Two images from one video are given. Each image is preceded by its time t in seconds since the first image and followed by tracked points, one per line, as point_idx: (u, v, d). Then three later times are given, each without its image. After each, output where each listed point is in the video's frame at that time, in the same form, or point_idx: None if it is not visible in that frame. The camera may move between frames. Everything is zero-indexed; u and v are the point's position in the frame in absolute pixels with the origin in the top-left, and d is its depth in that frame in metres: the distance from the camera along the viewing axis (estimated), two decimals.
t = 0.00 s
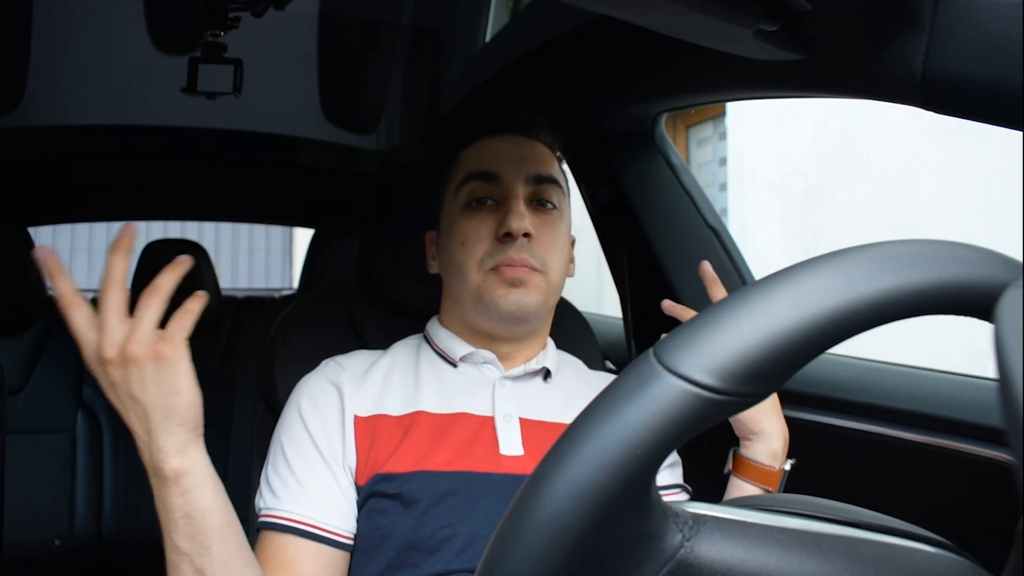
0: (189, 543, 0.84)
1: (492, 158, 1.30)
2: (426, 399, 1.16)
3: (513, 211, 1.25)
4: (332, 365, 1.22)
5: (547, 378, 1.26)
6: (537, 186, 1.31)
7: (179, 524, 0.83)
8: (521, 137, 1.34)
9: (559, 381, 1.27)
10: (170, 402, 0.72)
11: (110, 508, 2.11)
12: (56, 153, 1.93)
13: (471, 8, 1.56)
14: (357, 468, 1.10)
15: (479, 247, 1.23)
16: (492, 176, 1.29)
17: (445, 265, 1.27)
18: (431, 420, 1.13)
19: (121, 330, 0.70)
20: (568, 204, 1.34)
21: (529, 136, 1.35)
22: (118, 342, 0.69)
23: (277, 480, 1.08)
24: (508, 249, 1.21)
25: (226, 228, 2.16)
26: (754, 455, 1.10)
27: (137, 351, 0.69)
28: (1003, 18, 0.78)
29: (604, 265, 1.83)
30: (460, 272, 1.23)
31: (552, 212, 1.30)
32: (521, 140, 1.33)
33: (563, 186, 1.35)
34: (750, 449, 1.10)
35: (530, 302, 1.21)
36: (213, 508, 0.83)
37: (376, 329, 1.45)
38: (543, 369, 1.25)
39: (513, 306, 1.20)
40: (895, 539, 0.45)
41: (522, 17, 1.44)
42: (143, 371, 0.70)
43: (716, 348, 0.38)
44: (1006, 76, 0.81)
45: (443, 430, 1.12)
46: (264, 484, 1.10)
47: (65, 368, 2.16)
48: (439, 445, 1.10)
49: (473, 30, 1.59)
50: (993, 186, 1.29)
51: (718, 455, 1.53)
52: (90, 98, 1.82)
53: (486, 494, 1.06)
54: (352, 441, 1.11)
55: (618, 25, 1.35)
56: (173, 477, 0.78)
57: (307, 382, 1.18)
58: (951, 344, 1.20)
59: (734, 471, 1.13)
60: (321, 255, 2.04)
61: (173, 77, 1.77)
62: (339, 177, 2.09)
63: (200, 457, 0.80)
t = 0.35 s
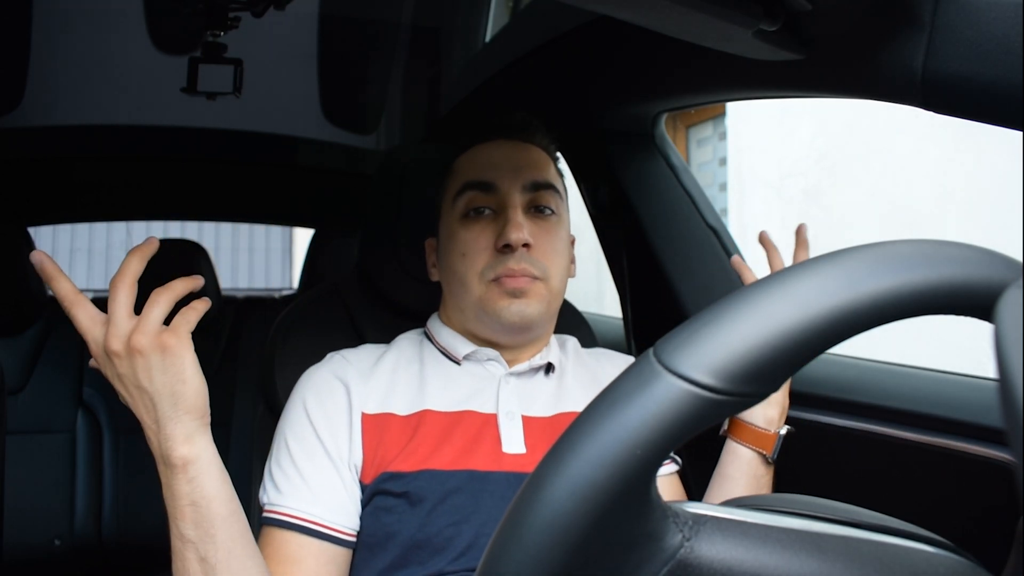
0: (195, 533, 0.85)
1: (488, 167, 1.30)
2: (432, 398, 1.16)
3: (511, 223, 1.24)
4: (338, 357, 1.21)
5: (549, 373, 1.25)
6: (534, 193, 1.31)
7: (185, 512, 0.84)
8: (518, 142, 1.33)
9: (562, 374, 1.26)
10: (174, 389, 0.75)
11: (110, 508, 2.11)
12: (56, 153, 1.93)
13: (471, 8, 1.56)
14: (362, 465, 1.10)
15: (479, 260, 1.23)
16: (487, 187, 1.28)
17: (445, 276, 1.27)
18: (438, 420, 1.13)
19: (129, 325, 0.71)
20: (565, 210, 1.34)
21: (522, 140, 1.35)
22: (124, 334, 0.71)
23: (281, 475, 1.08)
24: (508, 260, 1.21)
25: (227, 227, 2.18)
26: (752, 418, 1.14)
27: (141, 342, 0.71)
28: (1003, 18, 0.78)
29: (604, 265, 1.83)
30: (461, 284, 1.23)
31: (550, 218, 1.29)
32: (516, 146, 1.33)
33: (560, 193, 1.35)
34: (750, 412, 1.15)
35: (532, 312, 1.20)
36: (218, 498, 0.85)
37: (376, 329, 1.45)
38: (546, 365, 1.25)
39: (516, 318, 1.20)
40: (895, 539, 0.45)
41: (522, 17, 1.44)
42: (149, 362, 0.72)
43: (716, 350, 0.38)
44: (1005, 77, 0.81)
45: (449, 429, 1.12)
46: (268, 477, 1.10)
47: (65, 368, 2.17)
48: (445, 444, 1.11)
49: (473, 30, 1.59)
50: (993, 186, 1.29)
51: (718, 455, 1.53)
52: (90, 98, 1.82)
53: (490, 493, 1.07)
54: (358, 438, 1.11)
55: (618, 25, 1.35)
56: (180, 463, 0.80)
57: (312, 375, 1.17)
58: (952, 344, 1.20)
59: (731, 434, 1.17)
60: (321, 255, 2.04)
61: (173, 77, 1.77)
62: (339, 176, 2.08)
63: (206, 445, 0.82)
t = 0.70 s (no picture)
0: (194, 542, 0.85)
1: (508, 158, 1.30)
2: (433, 404, 1.16)
3: (525, 212, 1.24)
4: (338, 362, 1.21)
5: (553, 380, 1.25)
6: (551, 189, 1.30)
7: (187, 520, 0.85)
8: (538, 139, 1.34)
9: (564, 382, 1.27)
10: (195, 389, 0.78)
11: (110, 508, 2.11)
12: (56, 153, 1.93)
13: (470, 8, 1.55)
14: (363, 472, 1.10)
15: (489, 248, 1.22)
16: (505, 175, 1.29)
17: (454, 263, 1.27)
18: (438, 426, 1.13)
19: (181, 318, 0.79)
20: (583, 210, 1.33)
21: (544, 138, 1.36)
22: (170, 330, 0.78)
23: (282, 482, 1.08)
24: (518, 251, 1.20)
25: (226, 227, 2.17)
26: (750, 423, 1.18)
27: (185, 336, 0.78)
28: (1003, 18, 0.78)
29: (604, 266, 1.83)
30: (468, 272, 1.23)
31: (565, 216, 1.29)
32: (538, 143, 1.33)
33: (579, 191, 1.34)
34: (747, 417, 1.19)
35: (533, 311, 1.19)
36: (219, 510, 0.85)
37: (375, 329, 1.45)
38: (550, 371, 1.25)
39: (516, 316, 1.19)
40: (894, 539, 0.45)
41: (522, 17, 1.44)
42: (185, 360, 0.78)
43: (717, 348, 0.38)
44: (1006, 77, 0.81)
45: (450, 436, 1.12)
46: (268, 483, 1.10)
47: (65, 368, 2.17)
48: (446, 451, 1.10)
49: (473, 30, 1.59)
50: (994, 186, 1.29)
51: (718, 455, 1.53)
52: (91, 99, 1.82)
53: (491, 503, 1.06)
54: (358, 446, 1.10)
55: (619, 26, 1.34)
56: (183, 471, 0.82)
57: (312, 381, 1.17)
58: (952, 345, 1.20)
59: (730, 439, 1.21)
60: (321, 255, 2.04)
61: (174, 77, 1.77)
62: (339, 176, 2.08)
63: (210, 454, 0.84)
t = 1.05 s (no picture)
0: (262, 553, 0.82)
1: (517, 156, 1.30)
2: (433, 403, 1.16)
3: (531, 210, 1.25)
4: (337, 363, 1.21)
5: (553, 383, 1.26)
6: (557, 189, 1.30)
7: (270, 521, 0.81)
8: (546, 140, 1.34)
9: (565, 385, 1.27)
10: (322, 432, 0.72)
11: (110, 508, 2.11)
12: (56, 153, 1.93)
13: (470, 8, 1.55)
14: (362, 469, 1.10)
15: (495, 242, 1.22)
16: (514, 173, 1.29)
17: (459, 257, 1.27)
18: (437, 424, 1.13)
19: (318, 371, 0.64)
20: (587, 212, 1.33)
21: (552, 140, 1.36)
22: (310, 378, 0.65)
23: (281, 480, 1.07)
24: (523, 246, 1.21)
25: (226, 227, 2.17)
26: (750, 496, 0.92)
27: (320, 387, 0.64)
28: (1004, 17, 0.78)
29: (604, 267, 1.81)
30: (473, 266, 1.23)
31: (570, 216, 1.29)
32: (547, 143, 1.33)
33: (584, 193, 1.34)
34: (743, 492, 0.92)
35: (537, 306, 1.20)
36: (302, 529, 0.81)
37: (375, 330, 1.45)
38: (550, 374, 1.26)
39: (519, 310, 1.19)
40: (894, 539, 0.45)
41: (522, 17, 1.44)
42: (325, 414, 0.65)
43: (716, 348, 0.38)
44: (1007, 76, 0.81)
45: (448, 434, 1.12)
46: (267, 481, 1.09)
47: (65, 368, 2.17)
48: (444, 450, 1.10)
49: (473, 31, 1.59)
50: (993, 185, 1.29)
51: (718, 455, 1.53)
52: (91, 98, 1.82)
53: (490, 502, 1.05)
54: (355, 442, 1.11)
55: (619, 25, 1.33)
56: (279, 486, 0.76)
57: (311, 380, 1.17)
58: (952, 346, 1.20)
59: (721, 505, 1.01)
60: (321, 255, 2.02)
61: (173, 77, 1.77)
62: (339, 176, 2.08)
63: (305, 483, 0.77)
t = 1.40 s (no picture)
0: None
1: (498, 157, 1.29)
2: (428, 400, 1.16)
3: (518, 213, 1.24)
4: (338, 364, 1.21)
5: (549, 380, 1.26)
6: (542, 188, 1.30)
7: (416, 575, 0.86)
8: (528, 138, 1.33)
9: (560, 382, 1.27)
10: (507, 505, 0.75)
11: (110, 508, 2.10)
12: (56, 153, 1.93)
13: (470, 8, 1.55)
14: (365, 467, 1.10)
15: (483, 248, 1.22)
16: (498, 176, 1.28)
17: (449, 263, 1.27)
18: (433, 421, 1.13)
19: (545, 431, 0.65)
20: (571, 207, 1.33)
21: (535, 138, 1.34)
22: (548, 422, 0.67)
23: (288, 478, 1.06)
24: (512, 249, 1.21)
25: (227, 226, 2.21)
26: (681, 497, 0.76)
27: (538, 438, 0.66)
28: (1004, 17, 0.78)
29: (604, 265, 1.84)
30: (464, 272, 1.23)
31: (556, 214, 1.29)
32: (527, 141, 1.32)
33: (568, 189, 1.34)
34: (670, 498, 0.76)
35: (530, 307, 1.21)
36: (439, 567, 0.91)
37: (375, 329, 1.44)
38: (545, 371, 1.25)
39: (514, 310, 1.20)
40: (895, 539, 0.45)
41: (522, 18, 1.44)
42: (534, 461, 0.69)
43: (715, 348, 0.38)
44: (1008, 77, 0.81)
45: (445, 430, 1.12)
46: (272, 479, 1.08)
47: (65, 368, 2.17)
48: (440, 445, 1.10)
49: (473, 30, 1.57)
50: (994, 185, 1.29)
51: (718, 455, 1.53)
52: (91, 98, 1.82)
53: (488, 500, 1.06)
54: (360, 441, 1.11)
55: (619, 26, 1.33)
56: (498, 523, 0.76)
57: (312, 380, 1.17)
58: (952, 346, 1.20)
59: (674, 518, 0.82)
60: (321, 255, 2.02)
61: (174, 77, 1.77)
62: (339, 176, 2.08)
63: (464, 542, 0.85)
